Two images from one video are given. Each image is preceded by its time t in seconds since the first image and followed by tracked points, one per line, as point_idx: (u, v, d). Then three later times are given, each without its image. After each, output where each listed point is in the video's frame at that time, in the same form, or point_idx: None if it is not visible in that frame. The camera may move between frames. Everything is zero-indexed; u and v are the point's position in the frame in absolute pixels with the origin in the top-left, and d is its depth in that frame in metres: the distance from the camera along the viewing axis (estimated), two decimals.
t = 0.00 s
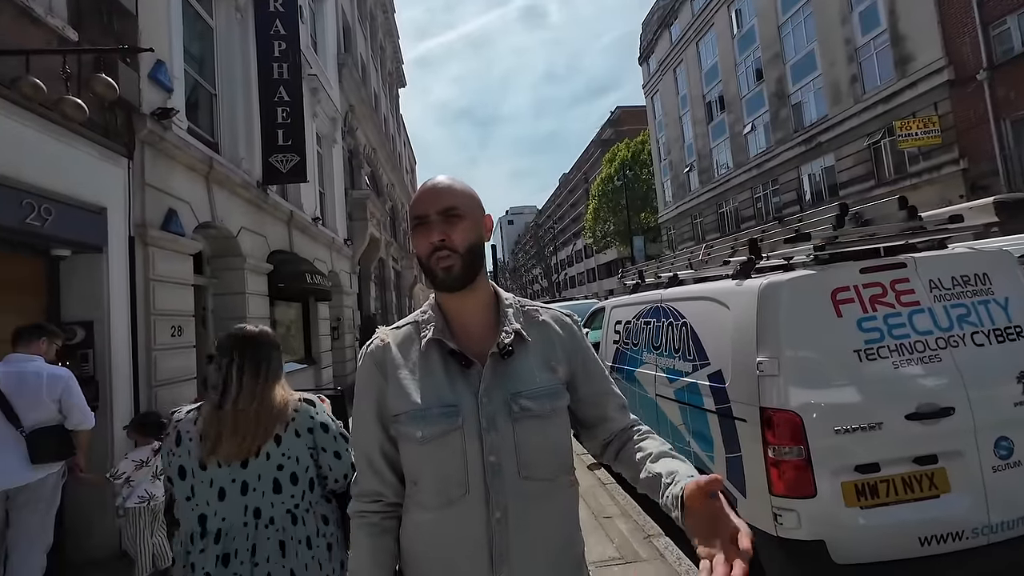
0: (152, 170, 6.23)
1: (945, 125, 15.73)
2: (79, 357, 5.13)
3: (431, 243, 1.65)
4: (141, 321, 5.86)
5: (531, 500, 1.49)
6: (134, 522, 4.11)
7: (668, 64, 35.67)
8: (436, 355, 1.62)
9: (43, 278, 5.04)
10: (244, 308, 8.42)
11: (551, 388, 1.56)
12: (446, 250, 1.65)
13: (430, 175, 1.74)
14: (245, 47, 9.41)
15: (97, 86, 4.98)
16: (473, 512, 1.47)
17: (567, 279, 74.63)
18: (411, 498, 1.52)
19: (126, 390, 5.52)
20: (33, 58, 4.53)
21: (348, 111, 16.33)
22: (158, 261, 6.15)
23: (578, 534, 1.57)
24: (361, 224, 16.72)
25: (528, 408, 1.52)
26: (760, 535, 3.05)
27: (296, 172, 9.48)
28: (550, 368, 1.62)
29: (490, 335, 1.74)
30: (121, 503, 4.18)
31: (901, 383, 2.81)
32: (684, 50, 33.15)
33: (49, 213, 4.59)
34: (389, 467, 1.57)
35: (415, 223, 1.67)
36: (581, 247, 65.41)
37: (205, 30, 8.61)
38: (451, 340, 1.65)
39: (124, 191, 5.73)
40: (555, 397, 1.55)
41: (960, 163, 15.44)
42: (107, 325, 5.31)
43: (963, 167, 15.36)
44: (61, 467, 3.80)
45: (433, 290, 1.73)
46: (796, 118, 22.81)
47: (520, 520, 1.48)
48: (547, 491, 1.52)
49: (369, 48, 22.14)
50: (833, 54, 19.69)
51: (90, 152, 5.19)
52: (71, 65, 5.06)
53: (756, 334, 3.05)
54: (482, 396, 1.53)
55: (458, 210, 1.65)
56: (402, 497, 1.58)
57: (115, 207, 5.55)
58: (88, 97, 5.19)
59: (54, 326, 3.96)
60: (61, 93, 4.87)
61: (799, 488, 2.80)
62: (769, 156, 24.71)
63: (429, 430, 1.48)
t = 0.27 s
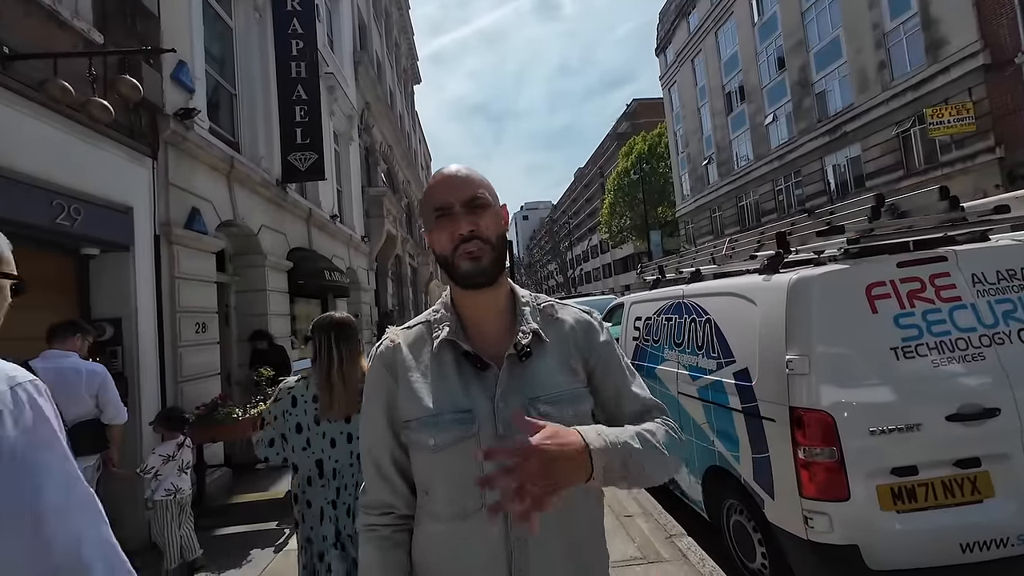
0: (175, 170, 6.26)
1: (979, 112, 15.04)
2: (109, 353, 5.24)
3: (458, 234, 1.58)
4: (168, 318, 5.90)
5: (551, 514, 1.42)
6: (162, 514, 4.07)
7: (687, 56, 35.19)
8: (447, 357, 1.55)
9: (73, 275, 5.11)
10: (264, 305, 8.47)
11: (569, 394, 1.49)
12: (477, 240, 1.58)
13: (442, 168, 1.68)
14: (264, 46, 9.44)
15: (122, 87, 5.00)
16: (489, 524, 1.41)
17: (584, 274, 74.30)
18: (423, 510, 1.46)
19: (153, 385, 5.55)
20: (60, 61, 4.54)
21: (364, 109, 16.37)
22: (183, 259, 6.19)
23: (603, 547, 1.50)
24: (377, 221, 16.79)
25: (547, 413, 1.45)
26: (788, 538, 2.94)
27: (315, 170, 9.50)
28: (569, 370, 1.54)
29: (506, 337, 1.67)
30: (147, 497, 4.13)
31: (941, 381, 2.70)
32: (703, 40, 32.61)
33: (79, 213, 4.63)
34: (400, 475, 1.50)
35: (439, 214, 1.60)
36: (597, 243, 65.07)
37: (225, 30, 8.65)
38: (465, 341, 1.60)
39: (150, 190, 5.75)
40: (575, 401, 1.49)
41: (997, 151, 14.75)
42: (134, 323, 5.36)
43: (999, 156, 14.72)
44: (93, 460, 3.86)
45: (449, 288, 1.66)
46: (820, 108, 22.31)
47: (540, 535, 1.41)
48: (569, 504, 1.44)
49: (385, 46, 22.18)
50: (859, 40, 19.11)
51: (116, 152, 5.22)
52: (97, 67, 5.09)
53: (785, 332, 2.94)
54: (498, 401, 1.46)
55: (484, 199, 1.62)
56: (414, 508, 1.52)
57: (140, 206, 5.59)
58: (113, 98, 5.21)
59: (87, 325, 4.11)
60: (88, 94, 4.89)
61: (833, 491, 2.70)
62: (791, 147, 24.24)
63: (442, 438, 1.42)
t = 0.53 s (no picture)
0: (192, 169, 6.27)
1: (1009, 102, 14.31)
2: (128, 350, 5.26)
3: (427, 240, 1.50)
4: (185, 316, 5.93)
5: (547, 537, 1.35)
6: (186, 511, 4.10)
7: (702, 50, 34.75)
8: (440, 366, 1.49)
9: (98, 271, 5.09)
10: (279, 303, 8.51)
11: (572, 407, 1.40)
12: (445, 246, 1.49)
13: (426, 159, 1.59)
14: (278, 45, 9.45)
15: (140, 87, 4.97)
16: (482, 547, 1.35)
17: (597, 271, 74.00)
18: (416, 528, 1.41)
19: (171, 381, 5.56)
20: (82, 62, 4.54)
21: (377, 106, 16.37)
22: (200, 257, 6.21)
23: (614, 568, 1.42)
24: (390, 219, 16.82)
25: (548, 427, 1.38)
26: (812, 544, 2.85)
27: (329, 168, 9.51)
28: (575, 378, 1.45)
29: (506, 340, 1.59)
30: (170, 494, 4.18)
31: (974, 383, 2.61)
32: (719, 33, 32.15)
33: (99, 212, 4.64)
34: (393, 490, 1.47)
35: (413, 216, 1.51)
36: (610, 239, 64.67)
37: (240, 29, 8.66)
38: (458, 348, 1.53)
39: (168, 189, 5.76)
40: (580, 415, 1.39)
41: None
42: (155, 319, 5.37)
43: None
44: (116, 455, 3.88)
45: (437, 292, 1.59)
46: (841, 100, 21.88)
47: (537, 557, 1.34)
48: (571, 530, 1.36)
49: (397, 44, 22.15)
50: (882, 29, 18.67)
51: (135, 152, 5.24)
52: (116, 66, 5.09)
53: (809, 329, 2.84)
54: (493, 413, 1.40)
55: (456, 197, 1.49)
56: (407, 521, 1.48)
57: (158, 204, 5.59)
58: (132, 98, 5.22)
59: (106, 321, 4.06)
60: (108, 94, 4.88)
61: (859, 495, 2.61)
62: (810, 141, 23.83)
63: (428, 453, 1.36)
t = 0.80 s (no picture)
0: (207, 167, 6.29)
1: None
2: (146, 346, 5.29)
3: (415, 245, 1.45)
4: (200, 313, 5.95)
5: (543, 561, 1.30)
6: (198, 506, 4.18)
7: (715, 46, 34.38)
8: (432, 390, 1.42)
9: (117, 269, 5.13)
10: (292, 301, 8.54)
11: (571, 427, 1.35)
12: (435, 252, 1.44)
13: (417, 157, 1.54)
14: (290, 44, 9.47)
15: (156, 87, 4.98)
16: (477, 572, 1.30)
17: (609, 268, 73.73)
18: (405, 553, 1.36)
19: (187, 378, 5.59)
20: (100, 62, 4.55)
21: (388, 104, 16.38)
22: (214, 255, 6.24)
23: None
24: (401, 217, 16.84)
25: (545, 449, 1.32)
26: (830, 549, 2.78)
27: (340, 166, 9.52)
28: (574, 394, 1.39)
29: (501, 351, 1.54)
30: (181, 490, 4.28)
31: (1002, 383, 2.55)
32: (733, 27, 31.79)
33: (116, 211, 4.65)
34: (382, 512, 1.44)
35: (404, 221, 1.47)
36: (621, 237, 64.33)
37: (253, 29, 8.69)
38: (451, 362, 1.48)
39: (184, 188, 5.79)
40: (580, 435, 1.35)
41: None
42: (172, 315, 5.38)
43: None
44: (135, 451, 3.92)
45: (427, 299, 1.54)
46: (858, 95, 21.54)
47: None
48: (565, 556, 1.31)
49: (407, 42, 22.14)
50: (902, 21, 18.31)
51: (153, 151, 5.26)
52: (133, 67, 5.10)
53: (829, 329, 2.77)
54: (488, 432, 1.35)
55: (446, 199, 1.45)
56: (398, 542, 1.44)
57: (175, 203, 5.60)
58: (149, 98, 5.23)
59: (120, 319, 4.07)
60: (125, 94, 4.89)
61: (880, 498, 2.55)
62: (826, 137, 23.49)
63: (418, 478, 1.32)
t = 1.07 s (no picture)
0: (217, 167, 6.32)
1: None
2: (158, 343, 5.29)
3: (441, 238, 1.45)
4: (211, 312, 5.98)
5: (550, 563, 1.28)
6: (204, 502, 4.32)
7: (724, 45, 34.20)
8: (437, 399, 1.40)
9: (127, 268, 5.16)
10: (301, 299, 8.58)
11: (577, 425, 1.34)
12: (461, 247, 1.45)
13: (444, 151, 1.55)
14: (300, 45, 9.50)
15: (169, 88, 5.02)
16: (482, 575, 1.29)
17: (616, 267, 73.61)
18: (410, 554, 1.35)
19: (198, 375, 5.61)
20: (114, 64, 4.58)
21: (395, 104, 16.41)
22: (225, 254, 6.27)
23: None
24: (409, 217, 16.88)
25: (550, 447, 1.31)
26: (841, 551, 2.75)
27: (349, 166, 9.55)
28: (578, 392, 1.38)
29: (507, 353, 1.53)
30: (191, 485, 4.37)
31: (1017, 386, 2.52)
32: (742, 25, 31.61)
33: (130, 211, 4.68)
34: (385, 512, 1.42)
35: (431, 212, 1.48)
36: (628, 236, 64.16)
37: (263, 30, 8.72)
38: (456, 361, 1.47)
39: (195, 188, 5.82)
40: (585, 433, 1.33)
41: None
42: (182, 314, 5.41)
43: None
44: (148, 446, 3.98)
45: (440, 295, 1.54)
46: (869, 93, 21.35)
47: None
48: (569, 560, 1.29)
49: (415, 42, 22.16)
50: (915, 19, 18.13)
51: (165, 152, 5.30)
52: (146, 68, 5.12)
53: (840, 330, 2.75)
54: (493, 431, 1.35)
55: (478, 197, 1.47)
56: (400, 544, 1.42)
57: (186, 202, 5.63)
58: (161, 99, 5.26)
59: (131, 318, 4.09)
60: (139, 95, 4.92)
61: (891, 501, 2.52)
62: (836, 135, 23.32)
63: (423, 476, 1.31)
